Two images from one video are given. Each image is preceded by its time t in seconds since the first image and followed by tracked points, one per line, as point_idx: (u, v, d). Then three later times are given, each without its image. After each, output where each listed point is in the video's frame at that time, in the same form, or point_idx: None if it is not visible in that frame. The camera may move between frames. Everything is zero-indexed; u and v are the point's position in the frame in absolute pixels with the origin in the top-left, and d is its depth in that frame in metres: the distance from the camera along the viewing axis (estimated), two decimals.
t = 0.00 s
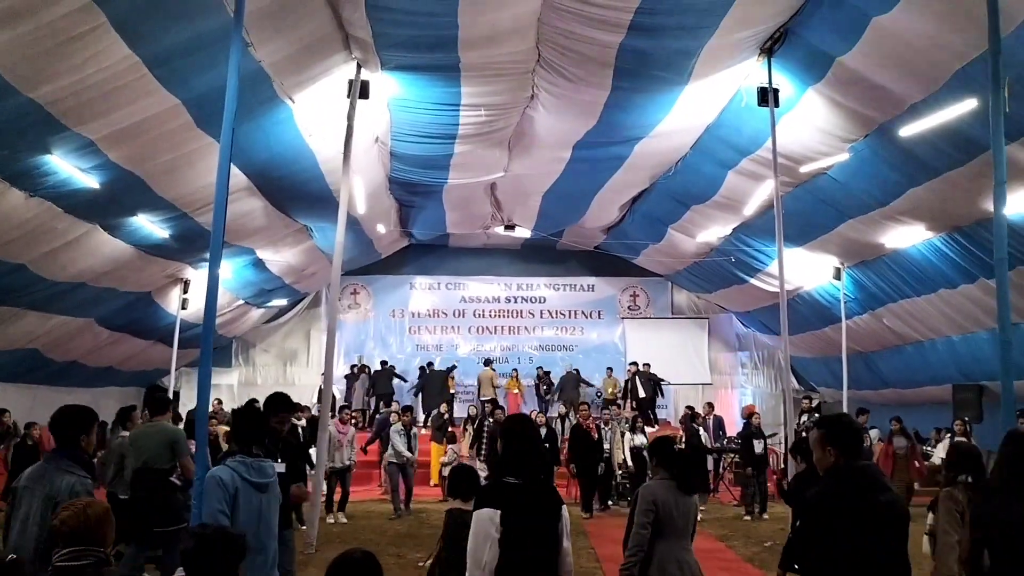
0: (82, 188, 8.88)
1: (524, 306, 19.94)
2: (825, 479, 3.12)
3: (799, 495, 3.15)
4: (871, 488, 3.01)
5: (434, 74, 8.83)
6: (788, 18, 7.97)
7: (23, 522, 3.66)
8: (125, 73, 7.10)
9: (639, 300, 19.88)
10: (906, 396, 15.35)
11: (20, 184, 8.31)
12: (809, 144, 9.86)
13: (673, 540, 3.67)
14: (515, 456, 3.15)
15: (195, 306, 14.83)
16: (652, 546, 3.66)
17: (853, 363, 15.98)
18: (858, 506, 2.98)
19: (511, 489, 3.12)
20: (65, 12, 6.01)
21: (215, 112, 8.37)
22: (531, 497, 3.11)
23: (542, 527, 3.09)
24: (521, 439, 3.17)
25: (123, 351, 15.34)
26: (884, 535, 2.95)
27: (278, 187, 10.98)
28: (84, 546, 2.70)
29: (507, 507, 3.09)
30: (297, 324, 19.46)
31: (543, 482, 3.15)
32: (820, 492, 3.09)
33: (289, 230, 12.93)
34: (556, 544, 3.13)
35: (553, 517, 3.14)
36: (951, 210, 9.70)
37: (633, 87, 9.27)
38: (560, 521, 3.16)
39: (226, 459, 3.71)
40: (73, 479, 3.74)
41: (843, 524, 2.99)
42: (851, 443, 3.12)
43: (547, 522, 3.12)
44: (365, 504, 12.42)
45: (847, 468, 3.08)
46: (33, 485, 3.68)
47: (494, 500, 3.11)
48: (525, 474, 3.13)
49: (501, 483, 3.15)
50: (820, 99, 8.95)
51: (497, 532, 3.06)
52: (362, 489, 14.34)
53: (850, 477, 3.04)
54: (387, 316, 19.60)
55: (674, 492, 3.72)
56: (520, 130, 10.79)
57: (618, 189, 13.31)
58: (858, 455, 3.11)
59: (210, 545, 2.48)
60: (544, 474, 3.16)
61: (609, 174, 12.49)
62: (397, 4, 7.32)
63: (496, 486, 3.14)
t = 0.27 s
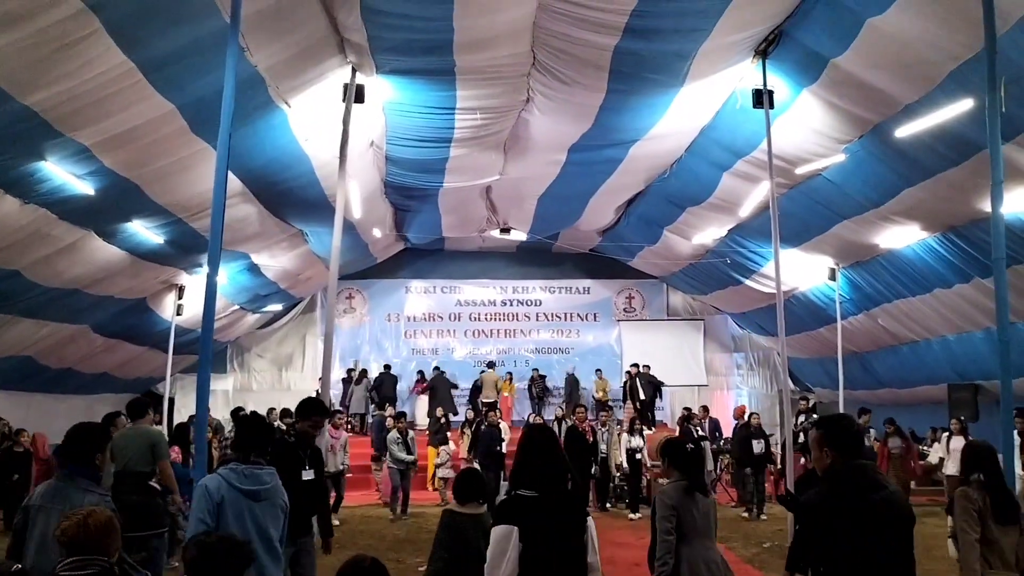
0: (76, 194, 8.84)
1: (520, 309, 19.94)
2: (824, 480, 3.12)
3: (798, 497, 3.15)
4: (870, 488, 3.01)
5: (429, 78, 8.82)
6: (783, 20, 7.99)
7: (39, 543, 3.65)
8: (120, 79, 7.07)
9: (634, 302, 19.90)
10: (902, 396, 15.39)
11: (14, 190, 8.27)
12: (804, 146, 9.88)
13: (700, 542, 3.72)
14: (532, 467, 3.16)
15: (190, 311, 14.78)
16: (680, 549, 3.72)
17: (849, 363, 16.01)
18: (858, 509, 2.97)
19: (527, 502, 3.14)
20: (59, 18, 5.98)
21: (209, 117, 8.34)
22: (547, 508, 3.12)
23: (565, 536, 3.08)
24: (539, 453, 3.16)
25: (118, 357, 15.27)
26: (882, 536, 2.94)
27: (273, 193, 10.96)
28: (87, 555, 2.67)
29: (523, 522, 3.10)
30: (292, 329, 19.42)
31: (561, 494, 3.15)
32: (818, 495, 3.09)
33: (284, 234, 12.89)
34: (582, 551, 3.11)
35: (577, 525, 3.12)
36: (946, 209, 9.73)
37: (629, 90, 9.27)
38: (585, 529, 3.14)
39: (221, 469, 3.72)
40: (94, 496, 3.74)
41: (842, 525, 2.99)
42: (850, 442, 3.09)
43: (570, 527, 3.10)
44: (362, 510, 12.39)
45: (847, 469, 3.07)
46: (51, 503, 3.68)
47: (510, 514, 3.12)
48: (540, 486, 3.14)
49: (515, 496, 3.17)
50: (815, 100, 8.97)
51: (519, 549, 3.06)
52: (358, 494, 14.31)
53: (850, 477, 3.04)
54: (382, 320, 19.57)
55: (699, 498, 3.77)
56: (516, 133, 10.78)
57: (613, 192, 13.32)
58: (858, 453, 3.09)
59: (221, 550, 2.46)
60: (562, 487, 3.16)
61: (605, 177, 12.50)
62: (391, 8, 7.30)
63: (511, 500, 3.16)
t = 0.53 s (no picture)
0: (75, 199, 8.83)
1: (519, 311, 19.94)
2: (842, 485, 3.11)
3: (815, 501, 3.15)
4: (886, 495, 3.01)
5: (428, 80, 8.83)
6: (781, 20, 8.00)
7: (41, 542, 3.65)
8: (120, 83, 7.07)
9: (634, 303, 19.90)
10: (902, 394, 15.41)
11: (15, 196, 8.26)
12: (803, 145, 9.90)
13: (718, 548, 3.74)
14: (553, 466, 3.12)
15: (190, 315, 14.77)
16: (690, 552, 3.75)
17: (849, 362, 16.04)
18: (871, 514, 2.98)
19: (552, 501, 3.12)
20: (59, 23, 5.98)
21: (210, 121, 8.34)
22: (573, 507, 3.09)
23: (592, 535, 3.05)
24: (563, 450, 3.09)
25: (118, 362, 15.24)
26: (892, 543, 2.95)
27: (273, 196, 10.96)
28: (97, 561, 2.66)
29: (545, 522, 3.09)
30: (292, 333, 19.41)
31: (584, 491, 3.10)
32: (837, 501, 3.08)
33: (284, 238, 12.88)
34: (612, 550, 3.07)
35: (606, 525, 3.09)
36: (945, 207, 9.73)
37: (628, 90, 9.28)
38: (614, 528, 3.10)
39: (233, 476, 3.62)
40: (95, 492, 3.74)
41: (851, 529, 3.00)
42: (869, 447, 3.08)
43: (599, 526, 3.08)
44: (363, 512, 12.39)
45: (863, 476, 3.07)
46: (51, 499, 3.68)
47: (535, 514, 3.12)
48: (562, 485, 3.11)
49: (541, 493, 3.16)
50: (814, 100, 8.98)
51: (542, 549, 3.05)
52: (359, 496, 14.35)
53: (867, 484, 3.04)
54: (382, 323, 19.57)
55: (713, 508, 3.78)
56: (515, 135, 10.78)
57: (612, 193, 13.33)
58: (876, 458, 3.07)
59: (230, 554, 2.46)
60: (585, 483, 3.10)
61: (604, 178, 12.51)
62: (390, 10, 7.30)
63: (536, 499, 3.15)
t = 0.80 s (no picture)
0: (79, 202, 8.83)
1: (521, 312, 19.94)
2: (883, 482, 3.10)
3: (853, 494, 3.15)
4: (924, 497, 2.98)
5: (431, 82, 8.84)
6: (783, 19, 8.01)
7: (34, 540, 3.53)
8: (123, 86, 7.07)
9: (635, 303, 19.90)
10: (904, 393, 15.42)
11: (18, 200, 8.27)
12: (805, 144, 9.91)
13: (724, 542, 3.86)
14: (591, 465, 3.26)
15: (192, 318, 14.77)
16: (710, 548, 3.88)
17: (852, 361, 16.05)
18: (901, 514, 2.97)
19: (587, 498, 3.26)
20: (64, 26, 5.98)
21: (213, 123, 8.34)
22: (610, 506, 3.21)
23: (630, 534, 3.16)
24: (602, 450, 3.23)
25: (120, 366, 15.24)
26: (920, 543, 2.92)
27: (276, 199, 10.98)
28: (110, 563, 2.67)
29: (574, 518, 3.25)
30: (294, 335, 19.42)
31: (621, 492, 3.22)
32: (876, 495, 3.07)
33: (286, 240, 12.89)
34: (646, 551, 3.16)
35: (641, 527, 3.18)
36: (948, 206, 9.74)
37: (630, 91, 9.29)
38: (650, 530, 3.19)
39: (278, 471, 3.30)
40: (87, 491, 3.63)
41: (877, 529, 3.02)
42: (912, 446, 3.04)
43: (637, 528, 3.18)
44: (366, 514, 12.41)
45: (904, 474, 3.04)
46: (47, 500, 3.59)
47: (567, 509, 3.27)
48: (598, 484, 3.24)
49: (577, 490, 3.30)
50: (816, 99, 8.99)
51: (566, 543, 3.24)
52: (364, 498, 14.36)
53: (903, 486, 3.02)
54: (384, 325, 19.58)
55: (713, 504, 3.92)
56: (517, 136, 10.79)
57: (614, 193, 13.34)
58: (919, 459, 3.03)
59: (240, 554, 2.45)
60: (623, 484, 3.23)
61: (606, 178, 12.52)
62: (393, 12, 7.30)
63: (572, 495, 3.31)
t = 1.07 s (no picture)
0: (83, 203, 8.85)
1: (524, 311, 19.95)
2: (938, 479, 3.02)
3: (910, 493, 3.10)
4: (974, 497, 2.87)
5: (434, 82, 8.84)
6: (787, 17, 8.01)
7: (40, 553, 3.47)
8: (128, 87, 7.08)
9: (638, 302, 19.91)
10: (907, 391, 15.41)
11: (24, 200, 8.29)
12: (808, 143, 9.91)
13: (764, 542, 3.85)
14: (645, 465, 3.34)
15: (196, 318, 14.80)
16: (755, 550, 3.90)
17: (855, 360, 16.05)
18: (945, 506, 2.91)
19: (640, 499, 3.35)
20: (69, 26, 6.00)
21: (216, 123, 8.36)
22: (657, 510, 3.28)
23: (673, 537, 3.22)
24: (654, 452, 3.31)
25: (124, 366, 15.27)
26: (974, 539, 2.82)
27: (280, 199, 10.99)
28: (120, 562, 2.68)
29: (630, 519, 3.35)
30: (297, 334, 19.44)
31: (671, 496, 3.28)
32: (928, 489, 3.01)
33: (289, 240, 12.90)
34: (690, 554, 3.21)
35: (683, 535, 3.23)
36: (952, 204, 9.72)
37: (633, 90, 9.29)
38: (693, 536, 3.24)
39: (327, 475, 3.31)
40: (94, 498, 3.63)
41: (929, 524, 2.95)
42: (967, 442, 2.98)
43: (681, 534, 3.23)
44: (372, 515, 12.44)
45: (956, 469, 2.97)
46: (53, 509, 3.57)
47: (624, 506, 3.39)
48: (650, 486, 3.33)
49: (631, 490, 3.41)
50: (819, 97, 8.99)
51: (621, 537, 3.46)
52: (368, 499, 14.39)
53: (956, 480, 2.95)
54: (387, 324, 19.59)
55: (757, 510, 3.94)
56: (520, 135, 10.79)
57: (617, 192, 13.34)
58: (974, 455, 2.97)
59: (247, 552, 2.45)
60: (674, 487, 3.30)
61: (609, 177, 12.52)
62: (396, 12, 7.30)
63: (628, 494, 3.41)
